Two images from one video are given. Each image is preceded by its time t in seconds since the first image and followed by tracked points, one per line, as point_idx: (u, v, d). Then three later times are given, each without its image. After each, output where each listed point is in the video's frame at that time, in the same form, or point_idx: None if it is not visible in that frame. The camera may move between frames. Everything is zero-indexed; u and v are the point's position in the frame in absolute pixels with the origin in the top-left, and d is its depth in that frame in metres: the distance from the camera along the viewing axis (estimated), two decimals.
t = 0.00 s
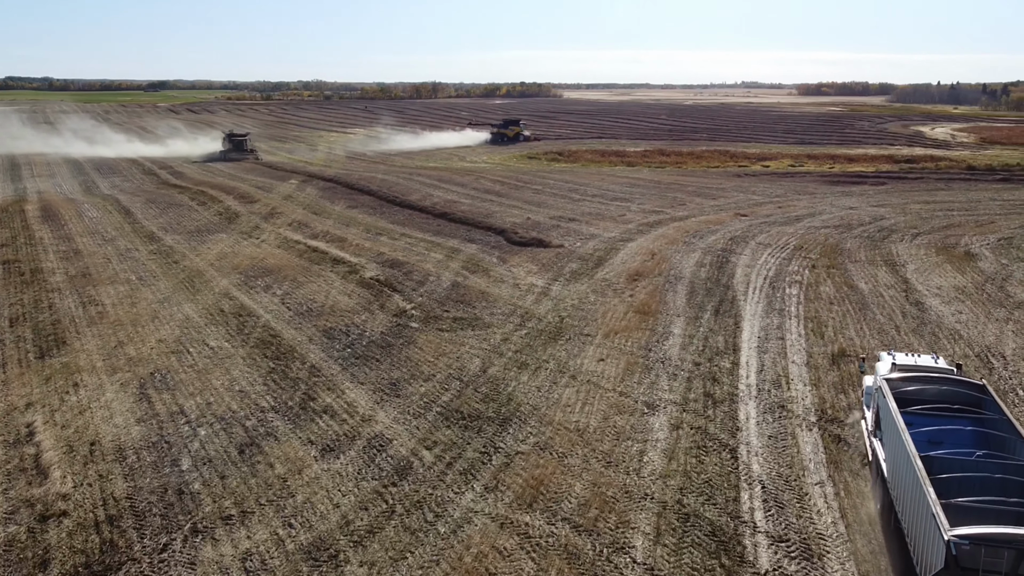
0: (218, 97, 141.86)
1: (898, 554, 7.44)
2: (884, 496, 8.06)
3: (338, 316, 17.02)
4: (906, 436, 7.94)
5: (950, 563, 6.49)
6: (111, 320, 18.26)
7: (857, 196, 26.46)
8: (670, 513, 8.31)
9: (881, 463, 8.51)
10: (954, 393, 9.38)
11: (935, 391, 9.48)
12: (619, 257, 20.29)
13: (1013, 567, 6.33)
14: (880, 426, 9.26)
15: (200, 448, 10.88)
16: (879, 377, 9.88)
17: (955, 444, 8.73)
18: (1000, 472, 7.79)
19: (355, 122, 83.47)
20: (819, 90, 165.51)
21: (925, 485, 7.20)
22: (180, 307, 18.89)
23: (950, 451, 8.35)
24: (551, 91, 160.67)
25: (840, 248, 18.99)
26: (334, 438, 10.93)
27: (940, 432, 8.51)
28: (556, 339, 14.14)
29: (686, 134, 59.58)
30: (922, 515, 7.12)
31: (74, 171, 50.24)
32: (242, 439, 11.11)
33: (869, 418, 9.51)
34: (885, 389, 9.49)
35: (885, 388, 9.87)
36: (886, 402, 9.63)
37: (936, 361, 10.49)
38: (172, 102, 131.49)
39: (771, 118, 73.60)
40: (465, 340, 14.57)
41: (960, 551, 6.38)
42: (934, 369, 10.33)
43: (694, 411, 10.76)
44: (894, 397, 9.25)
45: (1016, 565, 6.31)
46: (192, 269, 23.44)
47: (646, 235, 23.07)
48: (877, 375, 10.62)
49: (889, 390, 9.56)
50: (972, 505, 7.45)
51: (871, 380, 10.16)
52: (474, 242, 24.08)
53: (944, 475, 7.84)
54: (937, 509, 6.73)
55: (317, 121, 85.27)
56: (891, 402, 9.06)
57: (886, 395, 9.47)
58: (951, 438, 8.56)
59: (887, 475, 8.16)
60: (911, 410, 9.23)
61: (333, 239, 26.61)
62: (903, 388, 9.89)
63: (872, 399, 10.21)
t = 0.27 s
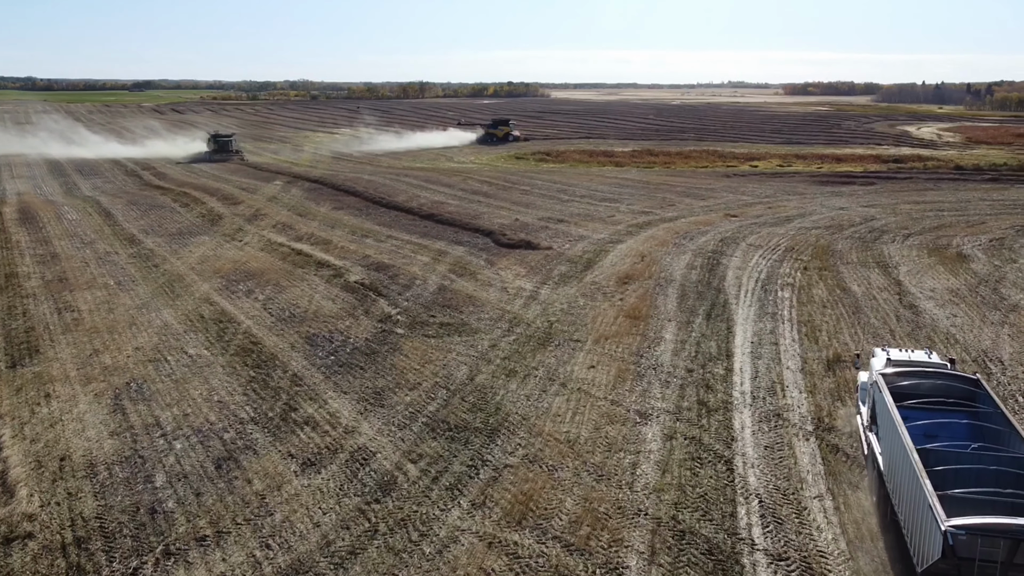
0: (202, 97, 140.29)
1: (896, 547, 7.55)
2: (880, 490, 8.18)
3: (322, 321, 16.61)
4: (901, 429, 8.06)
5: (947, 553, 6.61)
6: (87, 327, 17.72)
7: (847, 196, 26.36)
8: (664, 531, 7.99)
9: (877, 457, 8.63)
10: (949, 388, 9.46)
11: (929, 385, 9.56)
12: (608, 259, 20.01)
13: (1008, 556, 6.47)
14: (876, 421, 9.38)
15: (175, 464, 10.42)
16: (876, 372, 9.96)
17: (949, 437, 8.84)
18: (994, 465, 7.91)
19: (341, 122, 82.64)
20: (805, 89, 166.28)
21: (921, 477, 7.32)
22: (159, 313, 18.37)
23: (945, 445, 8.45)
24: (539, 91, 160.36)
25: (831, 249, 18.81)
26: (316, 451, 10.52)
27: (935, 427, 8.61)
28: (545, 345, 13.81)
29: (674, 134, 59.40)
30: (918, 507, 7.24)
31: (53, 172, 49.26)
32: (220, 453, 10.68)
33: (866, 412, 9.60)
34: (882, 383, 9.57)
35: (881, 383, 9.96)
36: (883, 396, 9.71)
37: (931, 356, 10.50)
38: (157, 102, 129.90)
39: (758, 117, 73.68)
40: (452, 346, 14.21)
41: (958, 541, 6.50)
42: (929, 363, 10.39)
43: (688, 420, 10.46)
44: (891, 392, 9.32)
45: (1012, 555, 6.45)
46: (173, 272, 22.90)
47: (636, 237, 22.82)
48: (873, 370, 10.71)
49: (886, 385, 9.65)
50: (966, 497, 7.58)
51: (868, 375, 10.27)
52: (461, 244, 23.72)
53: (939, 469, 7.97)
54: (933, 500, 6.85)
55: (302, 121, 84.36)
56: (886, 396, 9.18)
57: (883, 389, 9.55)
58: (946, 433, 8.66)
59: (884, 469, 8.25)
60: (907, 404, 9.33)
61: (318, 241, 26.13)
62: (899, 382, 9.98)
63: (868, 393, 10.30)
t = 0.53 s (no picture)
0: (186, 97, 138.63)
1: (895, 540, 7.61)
2: (877, 485, 8.25)
3: (305, 327, 16.18)
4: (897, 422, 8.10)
5: (942, 543, 6.70)
6: (62, 334, 17.16)
7: (836, 196, 26.24)
8: (659, 549, 7.67)
9: (873, 451, 8.68)
10: (942, 381, 9.52)
11: (923, 379, 9.60)
12: (598, 262, 19.72)
13: (1002, 546, 6.53)
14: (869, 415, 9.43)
15: (148, 481, 9.97)
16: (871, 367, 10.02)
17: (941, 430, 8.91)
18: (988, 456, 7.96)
19: (326, 122, 81.85)
20: (791, 89, 167.02)
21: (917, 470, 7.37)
22: (137, 319, 17.83)
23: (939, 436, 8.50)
24: (526, 91, 160.02)
25: (823, 251, 18.62)
26: (296, 465, 10.10)
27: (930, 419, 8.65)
28: (533, 351, 13.45)
29: (662, 134, 59.23)
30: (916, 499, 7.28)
31: (31, 173, 48.26)
32: (195, 468, 10.23)
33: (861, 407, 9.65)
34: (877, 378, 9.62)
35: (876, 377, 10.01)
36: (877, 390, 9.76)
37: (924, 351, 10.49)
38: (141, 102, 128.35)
39: (745, 117, 73.69)
40: (439, 352, 13.85)
41: (952, 531, 6.59)
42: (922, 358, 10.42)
43: (681, 430, 10.14)
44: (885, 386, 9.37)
45: (1006, 545, 6.51)
46: (152, 276, 22.34)
47: (625, 239, 22.55)
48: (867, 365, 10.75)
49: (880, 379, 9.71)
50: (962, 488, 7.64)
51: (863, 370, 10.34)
52: (448, 247, 23.35)
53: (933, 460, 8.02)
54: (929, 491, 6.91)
55: (287, 121, 83.48)
56: (880, 391, 9.24)
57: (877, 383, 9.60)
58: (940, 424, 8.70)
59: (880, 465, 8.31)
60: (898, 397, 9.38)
61: (302, 244, 25.65)
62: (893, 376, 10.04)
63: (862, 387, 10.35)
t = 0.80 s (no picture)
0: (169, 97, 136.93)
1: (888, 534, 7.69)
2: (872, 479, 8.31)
3: (287, 333, 15.73)
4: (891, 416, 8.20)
5: (936, 534, 6.78)
6: (34, 343, 16.57)
7: (825, 197, 26.11)
8: (653, 570, 7.34)
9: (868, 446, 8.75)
10: (934, 377, 9.58)
11: (916, 374, 9.66)
12: (586, 265, 19.41)
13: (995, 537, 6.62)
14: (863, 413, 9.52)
15: (117, 500, 9.49)
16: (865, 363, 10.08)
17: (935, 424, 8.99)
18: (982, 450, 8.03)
19: (312, 122, 80.98)
20: (777, 89, 167.65)
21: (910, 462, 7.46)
22: (113, 327, 17.27)
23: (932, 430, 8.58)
24: (514, 91, 159.53)
25: (814, 253, 18.41)
26: (273, 482, 9.67)
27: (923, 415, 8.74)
28: (521, 358, 13.09)
29: (650, 134, 59.02)
30: (910, 491, 7.37)
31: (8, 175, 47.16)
32: (168, 485, 9.77)
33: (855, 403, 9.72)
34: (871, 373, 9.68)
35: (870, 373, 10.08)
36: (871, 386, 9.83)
37: (917, 348, 10.49)
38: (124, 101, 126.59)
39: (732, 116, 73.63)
40: (424, 360, 13.47)
41: (946, 522, 6.68)
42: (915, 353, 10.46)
43: (674, 441, 9.82)
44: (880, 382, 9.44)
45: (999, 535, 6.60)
46: (131, 281, 21.75)
47: (614, 241, 22.27)
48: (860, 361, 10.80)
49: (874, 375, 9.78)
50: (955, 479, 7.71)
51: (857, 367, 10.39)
52: (435, 249, 22.96)
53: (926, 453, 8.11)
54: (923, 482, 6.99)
55: (272, 121, 82.49)
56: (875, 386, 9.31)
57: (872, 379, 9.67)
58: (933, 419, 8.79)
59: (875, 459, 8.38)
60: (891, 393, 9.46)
61: (285, 246, 25.13)
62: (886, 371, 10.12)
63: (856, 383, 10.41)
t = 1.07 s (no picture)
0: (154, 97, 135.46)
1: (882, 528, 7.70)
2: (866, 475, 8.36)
3: (267, 340, 15.27)
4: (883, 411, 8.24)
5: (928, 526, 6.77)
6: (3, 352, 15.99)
7: (815, 197, 25.94)
8: None
9: (861, 442, 8.79)
10: (925, 372, 9.60)
11: (908, 370, 9.66)
12: (575, 268, 19.07)
13: (987, 528, 6.60)
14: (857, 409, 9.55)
15: (83, 522, 9.01)
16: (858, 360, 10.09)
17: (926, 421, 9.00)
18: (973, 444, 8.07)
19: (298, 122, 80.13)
20: (764, 88, 168.28)
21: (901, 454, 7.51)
22: (86, 334, 16.72)
23: (924, 425, 8.62)
24: (502, 91, 159.11)
25: (804, 255, 18.19)
26: (248, 500, 9.23)
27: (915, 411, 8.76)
28: (508, 366, 12.71)
29: (638, 134, 58.85)
30: (901, 484, 7.40)
31: None
32: (137, 505, 9.31)
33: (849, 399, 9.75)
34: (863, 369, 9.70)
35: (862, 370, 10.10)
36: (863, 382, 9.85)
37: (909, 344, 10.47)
38: (108, 101, 125.01)
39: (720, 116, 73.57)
40: (408, 368, 13.06)
41: (938, 514, 6.65)
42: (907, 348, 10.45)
43: (665, 453, 9.48)
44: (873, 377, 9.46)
45: (990, 527, 6.58)
46: (107, 287, 21.18)
47: (603, 243, 21.95)
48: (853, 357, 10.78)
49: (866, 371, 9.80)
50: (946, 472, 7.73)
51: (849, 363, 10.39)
52: (420, 252, 22.55)
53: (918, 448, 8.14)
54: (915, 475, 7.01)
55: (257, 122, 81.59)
56: (867, 382, 9.34)
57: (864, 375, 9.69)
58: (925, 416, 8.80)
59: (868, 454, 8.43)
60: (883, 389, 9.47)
61: (268, 250, 24.61)
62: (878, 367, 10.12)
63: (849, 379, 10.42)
